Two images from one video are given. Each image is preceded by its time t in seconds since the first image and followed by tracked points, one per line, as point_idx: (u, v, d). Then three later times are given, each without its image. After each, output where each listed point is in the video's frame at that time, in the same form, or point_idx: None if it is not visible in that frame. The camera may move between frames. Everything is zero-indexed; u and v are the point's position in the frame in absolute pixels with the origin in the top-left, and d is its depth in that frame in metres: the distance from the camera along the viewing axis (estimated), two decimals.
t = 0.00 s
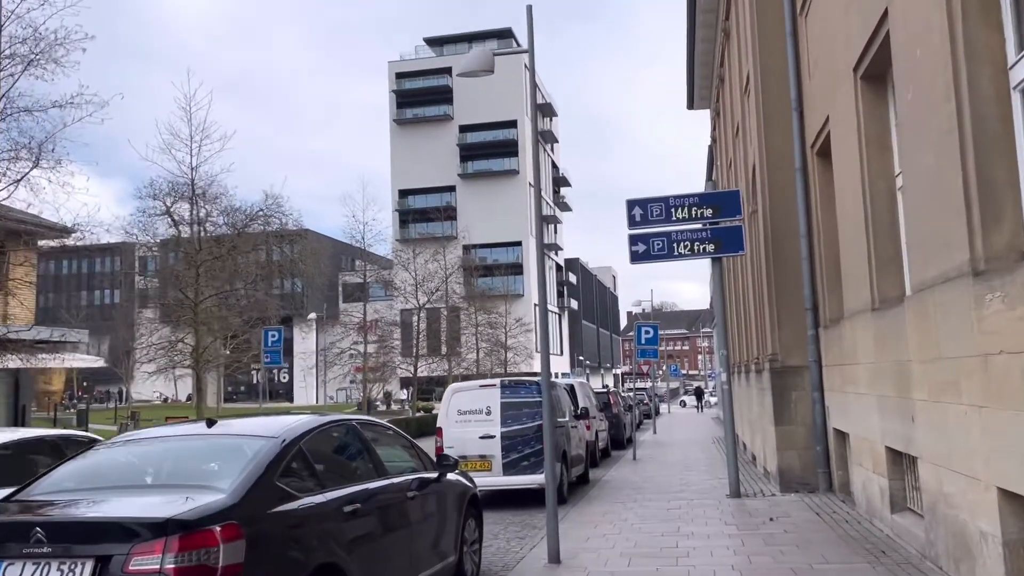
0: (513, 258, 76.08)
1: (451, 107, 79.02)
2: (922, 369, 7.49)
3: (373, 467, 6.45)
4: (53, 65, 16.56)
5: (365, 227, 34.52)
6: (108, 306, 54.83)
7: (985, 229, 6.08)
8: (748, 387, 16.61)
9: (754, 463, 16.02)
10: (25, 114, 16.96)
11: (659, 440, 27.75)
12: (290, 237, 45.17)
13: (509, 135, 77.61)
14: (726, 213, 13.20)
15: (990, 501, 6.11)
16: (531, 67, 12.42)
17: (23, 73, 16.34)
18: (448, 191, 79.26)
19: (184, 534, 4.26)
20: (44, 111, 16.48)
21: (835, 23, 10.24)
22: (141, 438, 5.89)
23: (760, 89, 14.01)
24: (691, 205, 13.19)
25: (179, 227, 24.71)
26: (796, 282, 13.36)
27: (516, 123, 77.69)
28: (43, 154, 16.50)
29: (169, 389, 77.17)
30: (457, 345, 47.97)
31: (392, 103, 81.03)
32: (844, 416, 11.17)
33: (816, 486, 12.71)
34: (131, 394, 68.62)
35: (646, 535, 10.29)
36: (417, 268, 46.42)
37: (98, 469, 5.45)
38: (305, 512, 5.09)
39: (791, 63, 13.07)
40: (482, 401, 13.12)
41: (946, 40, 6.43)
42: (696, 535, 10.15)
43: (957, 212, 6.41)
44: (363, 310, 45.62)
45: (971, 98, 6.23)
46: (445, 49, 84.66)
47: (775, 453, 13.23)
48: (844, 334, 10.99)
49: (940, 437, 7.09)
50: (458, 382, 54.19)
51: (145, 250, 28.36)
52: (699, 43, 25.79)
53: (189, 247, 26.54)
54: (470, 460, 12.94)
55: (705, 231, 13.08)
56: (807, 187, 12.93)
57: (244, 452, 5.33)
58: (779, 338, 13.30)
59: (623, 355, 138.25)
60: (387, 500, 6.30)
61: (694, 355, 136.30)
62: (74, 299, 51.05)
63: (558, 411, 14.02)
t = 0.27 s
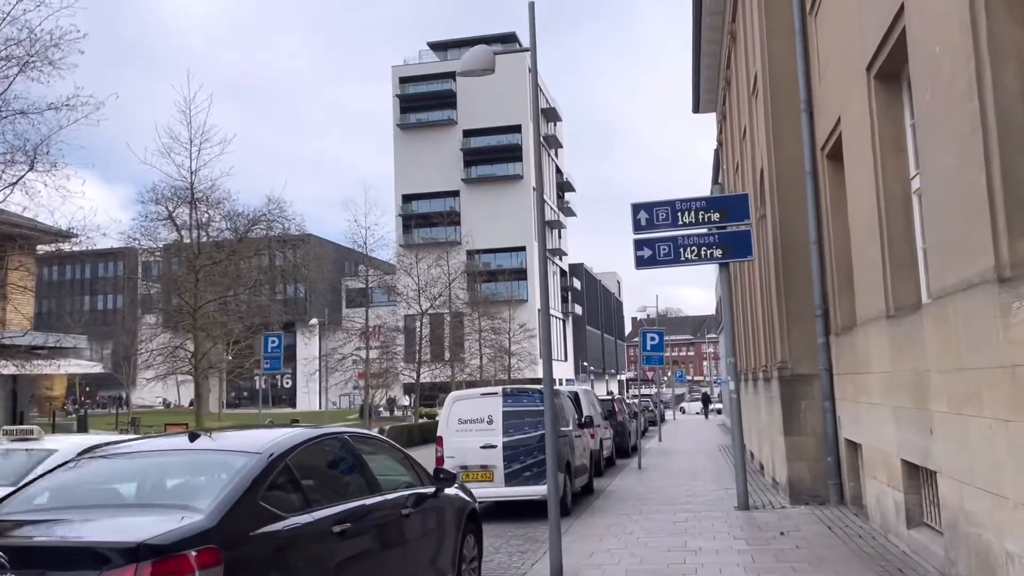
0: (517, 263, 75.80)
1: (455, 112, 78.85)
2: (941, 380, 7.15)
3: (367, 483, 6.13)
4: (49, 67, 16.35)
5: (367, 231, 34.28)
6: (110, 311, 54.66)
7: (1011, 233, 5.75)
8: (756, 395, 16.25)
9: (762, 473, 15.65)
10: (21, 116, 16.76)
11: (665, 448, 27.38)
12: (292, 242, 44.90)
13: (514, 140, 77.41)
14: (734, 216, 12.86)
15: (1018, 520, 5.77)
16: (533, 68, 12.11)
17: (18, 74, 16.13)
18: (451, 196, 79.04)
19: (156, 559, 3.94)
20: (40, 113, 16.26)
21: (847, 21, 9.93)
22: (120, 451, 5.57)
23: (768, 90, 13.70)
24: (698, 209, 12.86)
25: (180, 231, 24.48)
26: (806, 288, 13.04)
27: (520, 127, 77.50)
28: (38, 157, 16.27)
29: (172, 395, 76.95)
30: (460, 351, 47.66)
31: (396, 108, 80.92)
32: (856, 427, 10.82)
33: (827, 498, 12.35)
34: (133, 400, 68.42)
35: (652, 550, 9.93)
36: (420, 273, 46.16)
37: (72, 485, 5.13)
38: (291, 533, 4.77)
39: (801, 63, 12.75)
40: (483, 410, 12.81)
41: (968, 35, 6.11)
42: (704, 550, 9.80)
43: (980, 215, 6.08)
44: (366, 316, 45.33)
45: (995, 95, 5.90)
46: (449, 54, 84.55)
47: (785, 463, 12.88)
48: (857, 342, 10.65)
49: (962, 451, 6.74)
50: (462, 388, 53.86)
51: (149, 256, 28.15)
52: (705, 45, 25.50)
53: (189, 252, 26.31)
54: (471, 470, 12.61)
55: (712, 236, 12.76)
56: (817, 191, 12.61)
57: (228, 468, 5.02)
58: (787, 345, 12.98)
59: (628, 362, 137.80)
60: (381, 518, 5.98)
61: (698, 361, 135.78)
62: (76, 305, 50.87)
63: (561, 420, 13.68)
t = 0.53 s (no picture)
0: (519, 267, 75.56)
1: (457, 116, 78.73)
2: (960, 382, 6.88)
3: (361, 489, 5.85)
4: (45, 65, 16.11)
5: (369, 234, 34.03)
6: (111, 315, 54.44)
7: None
8: (762, 399, 15.94)
9: (769, 478, 15.35)
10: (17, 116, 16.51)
11: (668, 453, 27.06)
12: (294, 244, 44.66)
13: (517, 144, 77.27)
14: (740, 216, 12.56)
15: None
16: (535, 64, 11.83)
17: (13, 72, 15.90)
18: (454, 200, 78.86)
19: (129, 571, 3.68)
20: (35, 112, 16.02)
21: (858, 15, 9.68)
22: (100, 454, 5.30)
23: (776, 88, 13.45)
24: (703, 208, 12.57)
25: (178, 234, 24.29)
26: (814, 289, 12.78)
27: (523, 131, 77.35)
28: (33, 156, 16.03)
29: (173, 398, 76.72)
30: (462, 355, 47.41)
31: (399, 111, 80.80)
32: (867, 430, 10.53)
33: (837, 504, 12.05)
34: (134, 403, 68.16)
35: (658, 558, 9.64)
36: (423, 275, 45.96)
37: (46, 490, 4.86)
38: (276, 542, 4.50)
39: (809, 60, 12.50)
40: (484, 414, 12.53)
41: (989, 22, 5.85)
42: (711, 558, 9.50)
43: (1003, 210, 5.81)
44: (368, 319, 45.09)
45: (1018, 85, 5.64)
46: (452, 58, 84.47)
47: (793, 468, 12.58)
48: (868, 344, 10.36)
49: (982, 457, 6.46)
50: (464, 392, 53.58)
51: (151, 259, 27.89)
52: (709, 45, 25.26)
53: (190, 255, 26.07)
54: (472, 475, 12.32)
55: (719, 235, 12.48)
56: (825, 190, 12.35)
57: (210, 472, 4.74)
58: (795, 348, 12.71)
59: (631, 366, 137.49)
60: (375, 526, 5.70)
61: (701, 366, 135.43)
62: (77, 308, 50.65)
63: (564, 424, 13.39)
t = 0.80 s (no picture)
0: (519, 271, 75.25)
1: (457, 120, 78.50)
2: (980, 390, 6.54)
3: (348, 502, 5.50)
4: (35, 63, 15.81)
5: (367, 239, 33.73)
6: (109, 320, 54.12)
7: None
8: (767, 406, 15.58)
9: (773, 487, 14.99)
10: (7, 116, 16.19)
11: (669, 459, 26.69)
12: (292, 249, 44.32)
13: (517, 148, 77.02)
14: (745, 217, 12.21)
15: None
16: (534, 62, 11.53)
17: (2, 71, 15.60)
18: (454, 204, 78.57)
19: None
20: (24, 111, 15.70)
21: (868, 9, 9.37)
22: (68, 465, 4.96)
23: (781, 87, 13.13)
24: (707, 209, 12.23)
25: (168, 239, 23.99)
26: (821, 292, 12.45)
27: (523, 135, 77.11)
28: (22, 157, 15.71)
29: (171, 403, 76.32)
30: (462, 359, 47.04)
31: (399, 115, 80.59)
32: (877, 439, 10.18)
33: (845, 514, 11.70)
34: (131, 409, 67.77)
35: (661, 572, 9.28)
36: (422, 280, 45.62)
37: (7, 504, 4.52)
38: (251, 565, 4.15)
39: (815, 58, 12.18)
40: (482, 421, 12.19)
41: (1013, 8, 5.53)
42: (716, 572, 9.14)
43: None
44: (367, 324, 44.74)
45: None
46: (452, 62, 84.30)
47: (799, 477, 12.22)
48: (878, 349, 10.03)
49: (1005, 469, 6.12)
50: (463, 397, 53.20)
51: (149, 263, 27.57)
52: (711, 46, 24.97)
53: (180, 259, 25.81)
54: (469, 484, 11.98)
55: (723, 237, 12.17)
56: (832, 190, 12.03)
57: (181, 487, 4.39)
58: (802, 353, 12.38)
59: (631, 371, 137.08)
60: (363, 543, 5.34)
61: (702, 371, 135.00)
62: (73, 312, 50.30)
63: (564, 432, 13.05)
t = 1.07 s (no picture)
0: (518, 275, 75.02)
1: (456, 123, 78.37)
2: (992, 391, 6.29)
3: (331, 511, 5.24)
4: (26, 62, 15.59)
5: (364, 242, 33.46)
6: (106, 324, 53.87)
7: None
8: (768, 409, 15.34)
9: (775, 492, 14.73)
10: None
11: (668, 464, 26.44)
12: (290, 252, 44.04)
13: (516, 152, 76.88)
14: (746, 217, 11.95)
15: None
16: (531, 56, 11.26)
17: None
18: (453, 208, 78.38)
19: None
20: (15, 110, 15.48)
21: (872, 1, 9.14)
22: (35, 470, 4.71)
23: (781, 84, 12.90)
24: (707, 208, 11.97)
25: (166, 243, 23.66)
26: (823, 293, 12.21)
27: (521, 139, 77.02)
28: (12, 157, 15.47)
29: (168, 408, 75.99)
30: (460, 363, 46.78)
31: (398, 119, 80.44)
32: (882, 442, 9.93)
33: (848, 520, 11.45)
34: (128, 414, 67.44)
35: None
36: (421, 283, 45.39)
37: None
38: None
39: (817, 54, 11.96)
40: (478, 424, 11.95)
41: None
42: None
43: None
44: (365, 327, 44.50)
45: None
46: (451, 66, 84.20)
47: (802, 482, 11.97)
48: (882, 350, 9.79)
49: (1019, 474, 5.88)
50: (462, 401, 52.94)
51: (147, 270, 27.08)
52: (710, 46, 24.78)
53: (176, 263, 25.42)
54: (465, 489, 11.71)
55: (723, 237, 11.92)
56: (834, 189, 11.80)
57: (147, 495, 4.14)
58: (804, 355, 12.15)
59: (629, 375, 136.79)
60: (346, 555, 5.09)
61: (701, 375, 134.83)
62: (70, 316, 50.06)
63: (562, 435, 12.81)
